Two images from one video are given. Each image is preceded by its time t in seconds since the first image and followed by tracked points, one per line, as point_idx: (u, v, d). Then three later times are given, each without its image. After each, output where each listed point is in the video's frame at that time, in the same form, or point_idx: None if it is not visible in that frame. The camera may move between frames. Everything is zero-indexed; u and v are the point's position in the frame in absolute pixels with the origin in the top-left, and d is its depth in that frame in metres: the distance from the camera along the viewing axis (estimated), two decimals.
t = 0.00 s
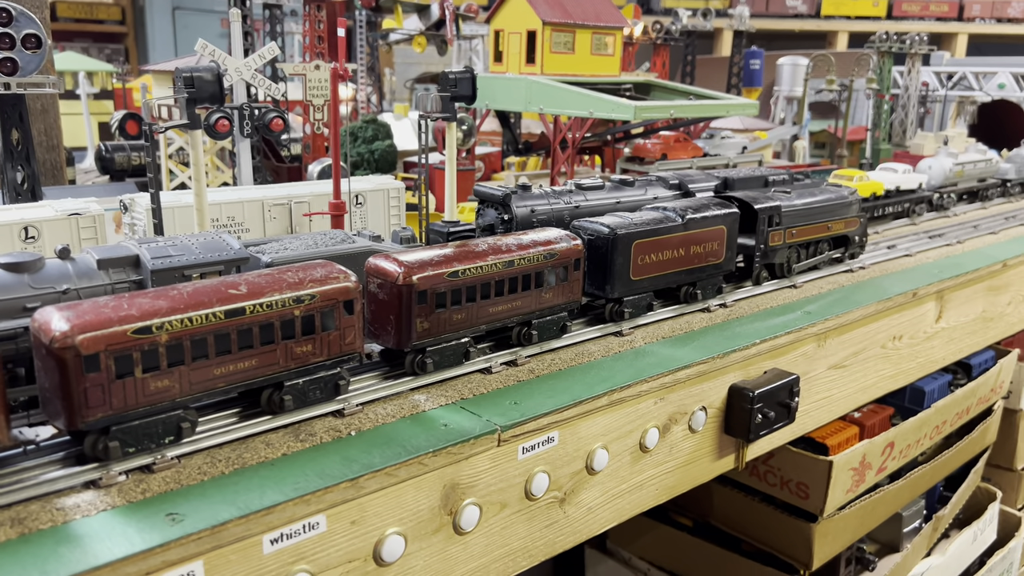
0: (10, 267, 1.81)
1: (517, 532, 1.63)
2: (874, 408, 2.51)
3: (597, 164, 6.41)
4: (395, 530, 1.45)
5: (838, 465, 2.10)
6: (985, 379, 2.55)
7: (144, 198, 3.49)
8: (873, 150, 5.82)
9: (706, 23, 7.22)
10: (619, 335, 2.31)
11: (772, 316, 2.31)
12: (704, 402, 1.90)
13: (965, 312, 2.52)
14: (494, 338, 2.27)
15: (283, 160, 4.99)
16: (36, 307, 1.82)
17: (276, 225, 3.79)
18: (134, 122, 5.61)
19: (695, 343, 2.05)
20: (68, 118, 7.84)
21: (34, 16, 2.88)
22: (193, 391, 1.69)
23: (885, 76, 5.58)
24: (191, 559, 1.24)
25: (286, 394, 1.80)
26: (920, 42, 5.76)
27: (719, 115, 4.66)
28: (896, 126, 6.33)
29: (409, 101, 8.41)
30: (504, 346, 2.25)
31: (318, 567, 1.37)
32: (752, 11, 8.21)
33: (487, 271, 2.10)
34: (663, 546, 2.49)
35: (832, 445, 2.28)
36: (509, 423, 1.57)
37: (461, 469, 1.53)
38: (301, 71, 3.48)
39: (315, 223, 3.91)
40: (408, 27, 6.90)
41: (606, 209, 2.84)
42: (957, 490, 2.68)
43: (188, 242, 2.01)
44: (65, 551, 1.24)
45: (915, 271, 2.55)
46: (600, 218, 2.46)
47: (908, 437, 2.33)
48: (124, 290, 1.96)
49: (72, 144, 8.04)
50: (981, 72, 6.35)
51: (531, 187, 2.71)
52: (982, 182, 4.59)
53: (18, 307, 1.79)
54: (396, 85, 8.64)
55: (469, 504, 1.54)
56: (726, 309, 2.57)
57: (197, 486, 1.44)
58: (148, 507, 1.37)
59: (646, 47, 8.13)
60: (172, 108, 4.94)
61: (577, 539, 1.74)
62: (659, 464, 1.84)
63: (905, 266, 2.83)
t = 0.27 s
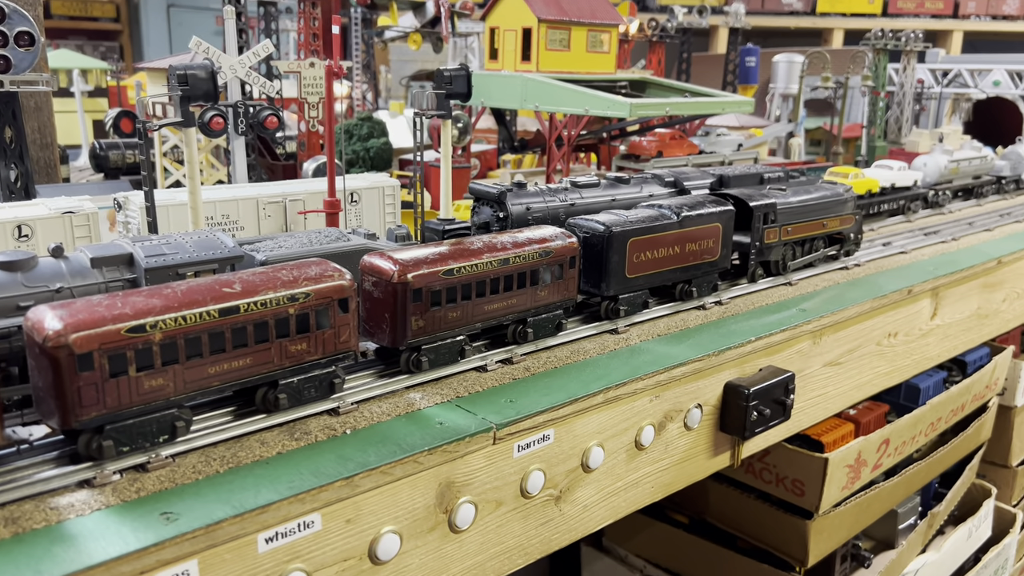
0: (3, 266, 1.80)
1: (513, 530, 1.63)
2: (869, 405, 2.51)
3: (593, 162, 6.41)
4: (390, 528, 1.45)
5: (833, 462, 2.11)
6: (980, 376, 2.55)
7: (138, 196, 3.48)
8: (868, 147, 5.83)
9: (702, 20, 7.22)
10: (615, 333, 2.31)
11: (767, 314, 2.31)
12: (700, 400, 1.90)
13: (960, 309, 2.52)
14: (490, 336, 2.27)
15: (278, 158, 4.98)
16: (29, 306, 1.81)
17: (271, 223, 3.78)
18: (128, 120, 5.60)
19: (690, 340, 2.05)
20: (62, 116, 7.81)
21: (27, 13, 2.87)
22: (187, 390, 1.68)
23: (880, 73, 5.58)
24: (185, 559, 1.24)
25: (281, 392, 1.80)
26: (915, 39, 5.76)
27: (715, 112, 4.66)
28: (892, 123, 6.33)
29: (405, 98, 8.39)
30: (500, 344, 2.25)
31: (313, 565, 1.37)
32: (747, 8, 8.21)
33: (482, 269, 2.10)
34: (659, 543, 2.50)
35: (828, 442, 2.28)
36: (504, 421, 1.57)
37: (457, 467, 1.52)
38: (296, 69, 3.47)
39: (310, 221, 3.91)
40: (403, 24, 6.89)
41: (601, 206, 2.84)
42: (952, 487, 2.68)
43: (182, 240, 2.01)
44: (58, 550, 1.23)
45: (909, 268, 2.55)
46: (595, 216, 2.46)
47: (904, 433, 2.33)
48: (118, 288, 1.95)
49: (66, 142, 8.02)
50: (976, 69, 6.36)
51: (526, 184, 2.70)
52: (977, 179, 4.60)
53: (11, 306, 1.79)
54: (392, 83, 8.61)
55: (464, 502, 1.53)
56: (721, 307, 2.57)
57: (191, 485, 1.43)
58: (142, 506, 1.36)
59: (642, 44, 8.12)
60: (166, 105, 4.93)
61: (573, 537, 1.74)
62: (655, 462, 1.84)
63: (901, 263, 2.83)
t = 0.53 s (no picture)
0: None
1: (508, 526, 1.63)
2: (865, 400, 2.51)
3: (589, 158, 6.39)
4: (385, 524, 1.44)
5: (829, 458, 2.10)
6: (975, 371, 2.55)
7: (131, 191, 3.46)
8: (864, 143, 5.83)
9: (697, 16, 7.21)
10: (611, 329, 2.31)
11: (763, 309, 2.31)
12: (696, 395, 1.89)
13: (955, 305, 2.52)
14: (485, 331, 2.27)
15: (273, 153, 4.96)
16: (19, 301, 1.79)
17: (265, 218, 3.76)
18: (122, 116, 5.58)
19: (685, 335, 2.05)
20: (55, 112, 7.78)
21: (18, 6, 2.84)
22: (180, 385, 1.68)
23: (876, 69, 5.58)
24: (178, 555, 1.23)
25: (275, 387, 1.79)
26: (911, 35, 5.76)
27: (711, 108, 4.66)
28: (887, 119, 6.34)
29: (400, 95, 8.37)
30: (496, 339, 2.25)
31: (308, 562, 1.36)
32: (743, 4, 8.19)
33: (477, 264, 2.10)
34: (655, 540, 2.49)
35: (824, 437, 2.28)
36: (499, 417, 1.56)
37: (452, 463, 1.52)
38: (290, 64, 3.46)
39: (304, 216, 3.89)
40: (398, 20, 6.87)
41: (597, 202, 2.84)
42: (948, 482, 2.68)
43: (175, 235, 1.99)
44: (50, 547, 1.22)
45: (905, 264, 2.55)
46: (590, 211, 2.46)
47: (899, 429, 2.33)
48: (110, 283, 1.93)
49: (59, 138, 7.98)
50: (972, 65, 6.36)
51: (522, 179, 2.69)
52: (973, 175, 4.60)
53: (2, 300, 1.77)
54: (387, 79, 8.58)
55: (460, 498, 1.53)
56: (717, 302, 2.57)
57: (184, 481, 1.43)
58: (134, 502, 1.35)
59: (637, 40, 8.10)
60: (160, 101, 4.90)
61: (569, 533, 1.73)
62: (651, 457, 1.84)
63: (896, 259, 2.83)
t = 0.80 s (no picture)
0: None
1: (504, 522, 1.62)
2: (859, 396, 2.51)
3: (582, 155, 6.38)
4: (380, 521, 1.43)
5: (824, 454, 2.11)
6: (969, 367, 2.56)
7: (122, 187, 3.44)
8: (857, 140, 5.84)
9: (691, 13, 7.21)
10: (606, 325, 2.30)
11: (758, 305, 2.31)
12: (691, 391, 1.89)
13: (949, 301, 2.52)
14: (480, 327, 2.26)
15: (265, 151, 4.94)
16: (10, 297, 1.78)
17: (258, 215, 3.75)
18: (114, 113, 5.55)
19: (680, 332, 2.04)
20: (46, 110, 7.73)
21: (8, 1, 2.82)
22: (174, 380, 1.67)
23: (869, 66, 5.58)
24: (172, 552, 1.22)
25: (270, 383, 1.79)
26: (904, 33, 5.77)
27: (704, 105, 4.66)
28: (881, 117, 6.35)
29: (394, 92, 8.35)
30: (491, 335, 2.24)
31: (302, 559, 1.36)
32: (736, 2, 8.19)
33: (473, 259, 2.09)
34: (650, 536, 2.49)
35: (818, 433, 2.28)
36: (494, 413, 1.55)
37: (447, 459, 1.51)
38: (283, 60, 3.44)
39: (297, 213, 3.88)
40: (391, 17, 6.84)
41: (592, 197, 2.83)
42: (941, 478, 2.69)
43: (167, 231, 1.99)
44: (42, 544, 1.21)
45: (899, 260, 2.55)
46: (586, 207, 2.45)
47: (894, 425, 2.33)
48: (101, 279, 1.92)
49: (51, 136, 7.94)
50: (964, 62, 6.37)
51: (516, 175, 2.70)
52: (966, 172, 4.61)
53: None
54: (380, 77, 8.55)
55: (455, 494, 1.52)
56: (712, 299, 2.57)
57: (177, 478, 1.42)
58: (127, 499, 1.34)
59: (631, 38, 8.09)
60: (152, 97, 4.88)
61: (564, 530, 1.73)
62: (646, 454, 1.83)
63: (890, 255, 2.83)
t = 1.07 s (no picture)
0: None
1: (495, 522, 1.62)
2: (851, 395, 2.51)
3: (575, 155, 6.37)
4: (370, 522, 1.43)
5: (815, 453, 2.11)
6: (960, 366, 2.56)
7: (111, 187, 3.42)
8: (849, 139, 5.85)
9: (683, 13, 7.21)
10: (598, 324, 2.30)
11: (749, 304, 2.30)
12: (683, 390, 1.89)
13: (940, 300, 2.53)
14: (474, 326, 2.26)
15: (256, 150, 4.92)
16: None
17: (247, 214, 3.74)
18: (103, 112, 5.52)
19: (671, 331, 2.04)
20: (35, 109, 7.69)
21: None
22: (169, 380, 1.65)
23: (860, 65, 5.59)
24: (160, 554, 1.21)
25: (264, 382, 1.78)
26: (895, 32, 5.78)
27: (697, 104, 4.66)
28: (872, 116, 6.35)
29: (386, 91, 8.32)
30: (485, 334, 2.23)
31: (291, 560, 1.35)
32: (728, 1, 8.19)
33: (468, 258, 2.08)
34: (642, 535, 2.50)
35: (810, 432, 2.28)
36: (485, 413, 1.55)
37: (438, 460, 1.51)
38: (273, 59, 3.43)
39: (287, 212, 3.87)
40: (383, 16, 6.82)
41: (583, 197, 2.83)
42: (933, 477, 2.70)
43: (155, 231, 1.97)
44: (29, 546, 1.20)
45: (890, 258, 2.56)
46: (580, 206, 2.45)
47: (885, 424, 2.34)
48: (89, 279, 1.90)
49: (40, 135, 7.89)
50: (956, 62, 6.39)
51: (508, 175, 2.70)
52: (957, 171, 4.63)
53: None
54: (372, 76, 8.53)
55: (446, 495, 1.52)
56: (703, 298, 2.57)
57: (165, 479, 1.41)
58: (115, 501, 1.33)
59: (623, 37, 8.09)
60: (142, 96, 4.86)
61: (555, 530, 1.72)
62: (638, 453, 1.83)
63: (881, 254, 2.84)
